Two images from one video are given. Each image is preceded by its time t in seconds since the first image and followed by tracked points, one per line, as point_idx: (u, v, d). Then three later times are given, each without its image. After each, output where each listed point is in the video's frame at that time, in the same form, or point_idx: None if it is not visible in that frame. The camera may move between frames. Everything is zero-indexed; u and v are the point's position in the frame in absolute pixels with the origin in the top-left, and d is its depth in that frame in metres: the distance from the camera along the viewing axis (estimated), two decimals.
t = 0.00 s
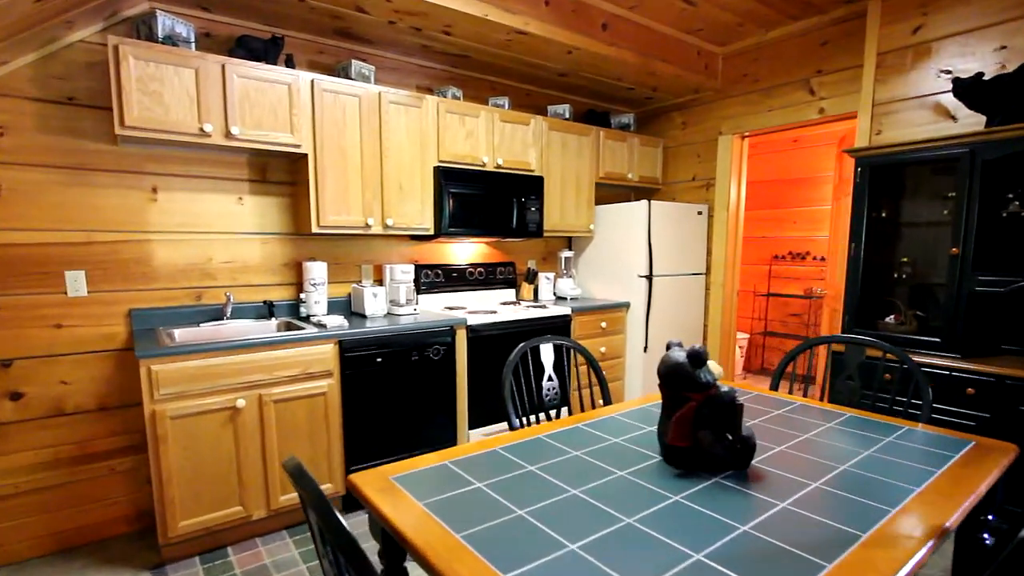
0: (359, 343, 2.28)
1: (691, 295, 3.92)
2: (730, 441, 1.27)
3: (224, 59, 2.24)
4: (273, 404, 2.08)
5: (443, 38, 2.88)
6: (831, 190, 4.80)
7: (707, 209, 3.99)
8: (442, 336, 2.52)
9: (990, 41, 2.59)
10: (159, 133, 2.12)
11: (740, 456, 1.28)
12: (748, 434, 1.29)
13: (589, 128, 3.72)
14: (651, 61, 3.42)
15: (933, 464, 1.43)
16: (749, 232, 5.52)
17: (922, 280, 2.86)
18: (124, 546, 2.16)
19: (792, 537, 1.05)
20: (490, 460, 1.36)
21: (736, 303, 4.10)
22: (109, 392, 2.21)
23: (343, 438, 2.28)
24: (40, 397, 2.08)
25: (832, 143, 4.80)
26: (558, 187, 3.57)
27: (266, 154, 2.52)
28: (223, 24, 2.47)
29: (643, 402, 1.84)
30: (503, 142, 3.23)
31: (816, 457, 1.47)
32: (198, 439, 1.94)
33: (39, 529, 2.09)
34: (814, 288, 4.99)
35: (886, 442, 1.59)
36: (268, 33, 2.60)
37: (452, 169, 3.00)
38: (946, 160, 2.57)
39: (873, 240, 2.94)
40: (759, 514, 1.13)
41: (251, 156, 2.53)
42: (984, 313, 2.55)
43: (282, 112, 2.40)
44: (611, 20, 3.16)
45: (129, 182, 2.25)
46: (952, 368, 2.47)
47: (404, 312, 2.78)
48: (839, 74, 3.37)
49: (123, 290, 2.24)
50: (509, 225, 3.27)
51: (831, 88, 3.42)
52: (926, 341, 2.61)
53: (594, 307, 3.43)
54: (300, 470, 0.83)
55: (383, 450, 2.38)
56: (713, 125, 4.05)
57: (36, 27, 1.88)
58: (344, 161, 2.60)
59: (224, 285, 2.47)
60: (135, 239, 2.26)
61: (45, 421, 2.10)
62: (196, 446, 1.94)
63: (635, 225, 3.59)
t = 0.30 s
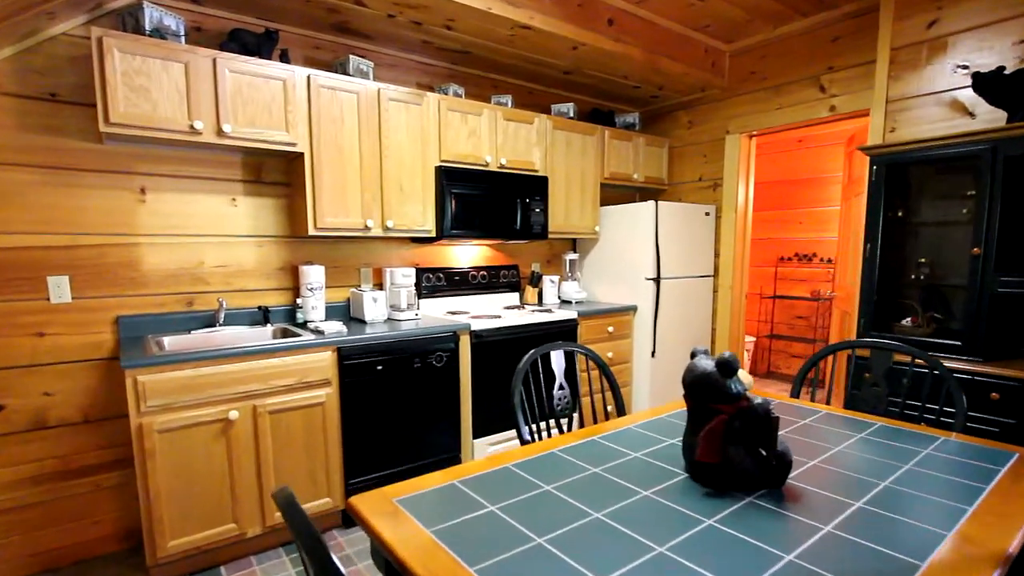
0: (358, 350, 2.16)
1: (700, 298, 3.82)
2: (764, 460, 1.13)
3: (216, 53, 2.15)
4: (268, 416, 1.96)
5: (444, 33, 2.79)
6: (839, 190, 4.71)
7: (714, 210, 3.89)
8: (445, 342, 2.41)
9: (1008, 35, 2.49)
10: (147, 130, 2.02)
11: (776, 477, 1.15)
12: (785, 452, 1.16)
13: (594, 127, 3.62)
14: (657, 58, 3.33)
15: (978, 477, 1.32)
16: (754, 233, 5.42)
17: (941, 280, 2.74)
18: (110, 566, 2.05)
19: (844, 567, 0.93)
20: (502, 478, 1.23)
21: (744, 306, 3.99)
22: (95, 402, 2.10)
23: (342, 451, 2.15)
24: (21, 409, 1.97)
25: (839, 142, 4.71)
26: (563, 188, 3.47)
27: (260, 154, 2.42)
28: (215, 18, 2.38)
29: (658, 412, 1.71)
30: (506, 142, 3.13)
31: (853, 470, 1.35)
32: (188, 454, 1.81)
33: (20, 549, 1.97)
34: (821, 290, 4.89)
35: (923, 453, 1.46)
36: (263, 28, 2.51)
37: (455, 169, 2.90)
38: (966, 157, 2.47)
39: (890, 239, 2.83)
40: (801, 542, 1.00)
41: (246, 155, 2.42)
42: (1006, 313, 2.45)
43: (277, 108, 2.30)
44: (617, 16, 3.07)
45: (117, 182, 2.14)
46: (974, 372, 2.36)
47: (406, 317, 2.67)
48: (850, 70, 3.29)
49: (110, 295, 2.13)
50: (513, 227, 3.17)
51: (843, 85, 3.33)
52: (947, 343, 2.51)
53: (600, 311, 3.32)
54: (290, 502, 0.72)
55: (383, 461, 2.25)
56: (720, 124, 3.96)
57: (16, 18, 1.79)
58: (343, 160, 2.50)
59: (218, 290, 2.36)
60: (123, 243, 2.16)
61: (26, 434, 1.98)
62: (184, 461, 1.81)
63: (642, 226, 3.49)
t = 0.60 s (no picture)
0: (357, 358, 2.04)
1: (709, 300, 3.71)
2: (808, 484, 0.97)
3: (206, 46, 2.05)
4: (262, 429, 1.83)
5: (445, 28, 2.68)
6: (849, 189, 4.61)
7: (723, 210, 3.78)
8: (448, 348, 2.29)
9: None
10: (133, 126, 1.91)
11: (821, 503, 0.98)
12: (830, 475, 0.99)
13: (600, 125, 3.52)
14: (665, 54, 3.23)
15: None
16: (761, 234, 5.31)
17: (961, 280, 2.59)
18: None
19: None
20: (519, 497, 1.09)
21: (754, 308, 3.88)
22: (78, 414, 1.98)
23: (340, 464, 2.02)
24: None
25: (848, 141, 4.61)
26: (568, 187, 3.36)
27: (254, 152, 2.31)
28: (206, 10, 2.28)
29: (683, 421, 1.55)
30: (510, 140, 3.02)
31: (908, 479, 1.21)
32: (174, 470, 1.68)
33: None
34: (830, 291, 4.79)
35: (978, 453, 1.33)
36: (257, 20, 2.41)
37: (457, 167, 2.78)
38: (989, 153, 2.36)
39: (912, 238, 2.68)
40: None
41: (239, 153, 2.31)
42: None
43: (271, 105, 2.19)
44: (624, 10, 2.97)
45: (102, 182, 2.03)
46: (1001, 377, 2.25)
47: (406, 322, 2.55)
48: (863, 65, 3.18)
49: (95, 301, 2.02)
50: (518, 228, 3.06)
51: (856, 81, 3.22)
52: (968, 346, 2.40)
53: (608, 314, 3.20)
54: (275, 546, 0.59)
55: (384, 474, 2.13)
56: (728, 122, 3.85)
57: None
58: (340, 159, 2.39)
59: (209, 295, 2.25)
60: (109, 246, 2.05)
61: (3, 449, 1.86)
62: (171, 479, 1.68)
63: (650, 226, 3.38)
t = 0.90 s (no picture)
0: (356, 365, 1.95)
1: (719, 303, 3.60)
2: (851, 509, 0.86)
3: (199, 39, 1.96)
4: (257, 440, 1.74)
5: (448, 23, 2.60)
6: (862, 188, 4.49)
7: (733, 210, 3.67)
8: (451, 354, 2.20)
9: None
10: (121, 123, 1.83)
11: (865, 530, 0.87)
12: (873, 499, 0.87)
13: (607, 124, 3.42)
14: (673, 51, 3.14)
15: None
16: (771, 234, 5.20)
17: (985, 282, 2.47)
18: None
19: None
20: (528, 519, 0.99)
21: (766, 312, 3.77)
22: (64, 424, 1.90)
23: (339, 476, 1.93)
24: None
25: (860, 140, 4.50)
26: (575, 187, 3.27)
27: (251, 151, 2.23)
28: (200, 4, 2.20)
29: (706, 432, 1.43)
30: (515, 138, 2.93)
31: (958, 494, 1.09)
32: (162, 484, 1.60)
33: None
34: (841, 293, 4.68)
35: None
36: (253, 15, 2.33)
37: (461, 166, 2.69)
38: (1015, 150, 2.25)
39: (933, 238, 2.56)
40: None
41: (234, 152, 2.23)
42: None
43: (267, 101, 2.11)
44: (631, 6, 2.88)
45: (91, 182, 1.95)
46: None
47: (408, 326, 2.46)
48: (878, 61, 3.07)
49: (83, 306, 1.94)
50: (523, 229, 2.97)
51: (870, 78, 3.11)
52: (996, 351, 2.30)
53: (616, 317, 3.11)
54: None
55: (385, 486, 2.04)
56: (738, 121, 3.76)
57: None
58: (339, 158, 2.30)
59: (203, 299, 2.17)
60: (98, 249, 1.97)
61: None
62: (160, 493, 1.60)
63: (659, 227, 3.28)
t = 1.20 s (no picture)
0: (354, 371, 1.87)
1: (732, 305, 3.49)
2: (902, 544, 0.76)
3: (193, 34, 1.90)
4: (250, 450, 1.67)
5: (451, 18, 2.52)
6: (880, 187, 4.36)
7: (746, 210, 3.57)
8: (455, 359, 2.12)
9: None
10: (112, 121, 1.77)
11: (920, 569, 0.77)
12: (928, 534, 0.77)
13: (615, 122, 3.33)
14: (684, 46, 3.04)
15: None
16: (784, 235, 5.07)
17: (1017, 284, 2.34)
18: None
19: None
20: (533, 545, 0.90)
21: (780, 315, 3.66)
22: (54, 432, 1.84)
23: (338, 486, 1.86)
24: None
25: (876, 137, 4.37)
26: (583, 187, 3.18)
27: (248, 150, 2.16)
28: None
29: (723, 447, 1.33)
30: (521, 136, 2.85)
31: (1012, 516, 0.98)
32: (151, 498, 1.53)
33: None
34: (857, 295, 4.55)
35: None
36: (251, 10, 2.26)
37: (465, 165, 2.61)
38: None
39: (960, 238, 2.44)
40: None
41: (231, 151, 2.17)
42: None
43: (264, 98, 2.04)
44: None
45: (82, 182, 1.89)
46: None
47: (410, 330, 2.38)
48: (898, 54, 2.95)
49: (74, 310, 1.88)
50: (530, 230, 2.88)
51: (889, 72, 2.99)
52: None
53: (626, 321, 3.01)
54: None
55: (386, 497, 1.96)
56: (750, 118, 3.65)
57: None
58: (339, 157, 2.23)
59: (198, 303, 2.10)
60: (90, 251, 1.90)
61: None
62: (148, 507, 1.52)
63: (670, 227, 3.17)
